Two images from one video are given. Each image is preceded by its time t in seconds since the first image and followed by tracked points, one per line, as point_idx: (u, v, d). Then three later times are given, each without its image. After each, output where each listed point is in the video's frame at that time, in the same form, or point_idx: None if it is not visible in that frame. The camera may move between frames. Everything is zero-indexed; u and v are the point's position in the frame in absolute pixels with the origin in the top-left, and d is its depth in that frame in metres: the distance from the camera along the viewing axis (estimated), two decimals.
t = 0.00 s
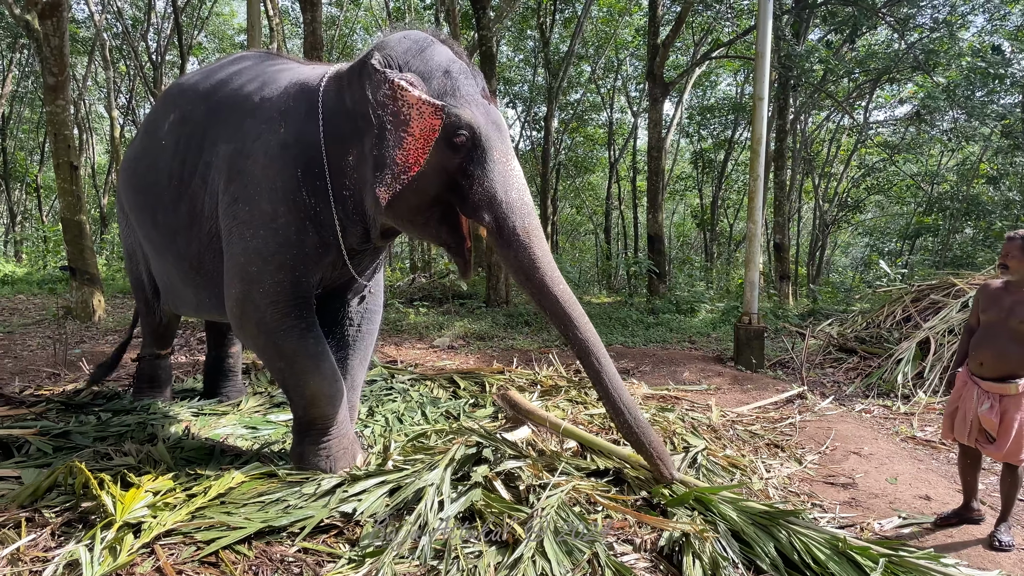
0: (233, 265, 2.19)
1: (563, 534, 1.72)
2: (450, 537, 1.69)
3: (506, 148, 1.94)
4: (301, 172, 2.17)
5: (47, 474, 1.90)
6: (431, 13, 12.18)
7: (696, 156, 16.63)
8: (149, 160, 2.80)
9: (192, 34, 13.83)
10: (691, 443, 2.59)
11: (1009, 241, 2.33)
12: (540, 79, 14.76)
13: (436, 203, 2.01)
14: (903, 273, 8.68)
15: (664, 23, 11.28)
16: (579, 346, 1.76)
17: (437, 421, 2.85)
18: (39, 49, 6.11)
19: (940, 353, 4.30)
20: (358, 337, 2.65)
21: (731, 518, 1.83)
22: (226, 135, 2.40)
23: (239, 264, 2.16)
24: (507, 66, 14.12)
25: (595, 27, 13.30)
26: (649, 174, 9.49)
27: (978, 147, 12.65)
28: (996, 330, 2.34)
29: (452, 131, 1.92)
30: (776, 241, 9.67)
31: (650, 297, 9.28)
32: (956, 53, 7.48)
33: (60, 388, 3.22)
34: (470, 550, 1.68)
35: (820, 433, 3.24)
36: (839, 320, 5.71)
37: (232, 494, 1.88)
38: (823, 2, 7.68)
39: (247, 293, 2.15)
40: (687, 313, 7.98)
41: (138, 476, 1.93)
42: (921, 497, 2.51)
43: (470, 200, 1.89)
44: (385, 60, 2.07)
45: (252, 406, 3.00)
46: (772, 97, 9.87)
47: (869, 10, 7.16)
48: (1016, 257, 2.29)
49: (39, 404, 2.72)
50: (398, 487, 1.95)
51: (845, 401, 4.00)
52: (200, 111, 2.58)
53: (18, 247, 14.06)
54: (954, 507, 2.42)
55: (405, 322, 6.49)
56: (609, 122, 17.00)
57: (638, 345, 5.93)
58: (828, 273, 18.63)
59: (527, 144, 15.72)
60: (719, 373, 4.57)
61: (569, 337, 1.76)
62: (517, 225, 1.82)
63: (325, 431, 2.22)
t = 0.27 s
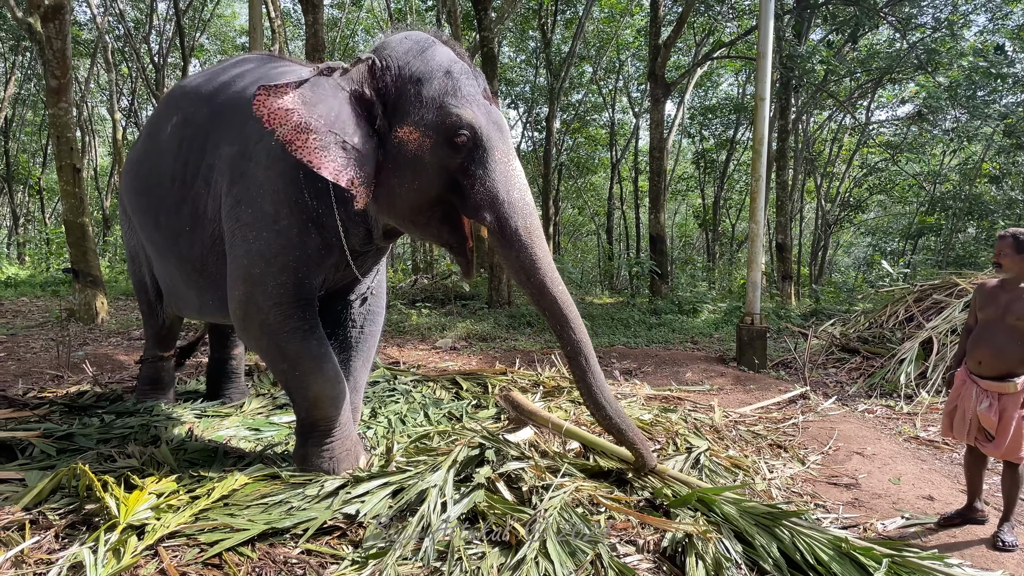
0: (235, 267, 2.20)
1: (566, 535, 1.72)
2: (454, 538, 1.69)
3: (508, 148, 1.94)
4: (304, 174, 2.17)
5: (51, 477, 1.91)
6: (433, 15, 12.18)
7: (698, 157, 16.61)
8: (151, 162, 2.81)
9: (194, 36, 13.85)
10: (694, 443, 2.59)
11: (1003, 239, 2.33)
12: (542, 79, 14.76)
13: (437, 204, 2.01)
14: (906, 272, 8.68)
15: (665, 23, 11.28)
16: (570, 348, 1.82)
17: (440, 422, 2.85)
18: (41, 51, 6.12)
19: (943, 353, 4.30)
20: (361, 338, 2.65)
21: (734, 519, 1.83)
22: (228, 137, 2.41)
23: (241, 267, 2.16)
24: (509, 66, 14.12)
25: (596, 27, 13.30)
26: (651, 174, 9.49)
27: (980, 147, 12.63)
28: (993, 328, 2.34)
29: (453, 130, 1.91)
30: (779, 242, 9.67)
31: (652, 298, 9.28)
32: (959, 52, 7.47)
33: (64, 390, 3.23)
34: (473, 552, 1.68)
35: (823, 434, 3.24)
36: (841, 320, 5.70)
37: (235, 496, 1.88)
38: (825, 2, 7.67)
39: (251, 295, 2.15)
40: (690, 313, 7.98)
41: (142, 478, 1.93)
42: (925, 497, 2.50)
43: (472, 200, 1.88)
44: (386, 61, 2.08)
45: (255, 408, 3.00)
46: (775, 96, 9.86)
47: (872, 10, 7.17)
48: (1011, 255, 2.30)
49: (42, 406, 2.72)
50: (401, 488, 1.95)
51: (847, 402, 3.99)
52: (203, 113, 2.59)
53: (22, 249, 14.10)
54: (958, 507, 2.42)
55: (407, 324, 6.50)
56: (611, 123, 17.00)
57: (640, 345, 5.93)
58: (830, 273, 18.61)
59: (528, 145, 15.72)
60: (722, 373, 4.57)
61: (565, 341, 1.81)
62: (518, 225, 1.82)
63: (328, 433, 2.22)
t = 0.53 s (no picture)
0: (237, 269, 2.20)
1: (568, 535, 1.72)
2: (456, 538, 1.69)
3: (509, 149, 1.94)
4: (305, 175, 2.17)
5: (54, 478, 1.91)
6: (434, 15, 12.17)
7: (700, 156, 16.60)
8: (154, 164, 2.81)
9: (196, 37, 13.86)
10: (696, 444, 2.59)
11: (998, 238, 2.34)
12: (543, 80, 14.76)
13: (438, 205, 2.01)
14: (909, 272, 8.65)
15: (667, 23, 11.26)
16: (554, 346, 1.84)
17: (442, 422, 2.86)
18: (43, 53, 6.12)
19: (946, 352, 4.30)
20: (363, 339, 2.64)
21: (737, 518, 1.83)
22: (230, 139, 2.41)
23: (243, 268, 2.17)
24: (510, 67, 14.12)
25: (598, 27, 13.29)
26: (653, 174, 9.48)
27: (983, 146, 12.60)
28: (993, 326, 2.34)
29: (454, 131, 1.92)
30: (781, 241, 9.66)
31: (655, 298, 9.27)
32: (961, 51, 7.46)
33: (67, 392, 3.23)
34: (476, 552, 1.68)
35: (826, 433, 3.23)
36: (844, 319, 5.70)
37: (238, 497, 1.88)
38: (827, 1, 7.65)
39: (253, 296, 2.15)
40: (692, 313, 7.96)
41: (145, 480, 1.93)
42: (929, 497, 2.50)
43: (472, 200, 1.89)
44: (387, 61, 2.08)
45: (257, 409, 3.00)
46: (777, 96, 9.86)
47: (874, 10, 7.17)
48: (1007, 254, 2.30)
49: (45, 408, 2.73)
50: (403, 488, 1.96)
51: (850, 401, 3.99)
52: (205, 115, 2.59)
53: (24, 251, 14.12)
54: (962, 506, 2.41)
55: (410, 324, 6.50)
56: (612, 123, 16.99)
57: (643, 345, 5.92)
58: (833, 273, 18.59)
59: (529, 145, 15.72)
60: (724, 373, 4.56)
61: (555, 340, 1.82)
62: (519, 226, 1.82)
63: (330, 434, 2.22)
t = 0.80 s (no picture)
0: (239, 269, 2.20)
1: (571, 535, 1.72)
2: (459, 539, 1.69)
3: (510, 149, 1.95)
4: (306, 176, 2.17)
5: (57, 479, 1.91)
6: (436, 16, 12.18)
7: (702, 156, 16.59)
8: (155, 166, 2.81)
9: (197, 39, 13.87)
10: (699, 443, 2.59)
11: (996, 237, 2.33)
12: (545, 80, 14.76)
13: (439, 204, 2.01)
14: (912, 271, 8.64)
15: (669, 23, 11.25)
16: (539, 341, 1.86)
17: (445, 423, 2.86)
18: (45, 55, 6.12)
19: (949, 351, 4.29)
20: (365, 340, 2.65)
21: (740, 518, 1.83)
22: (232, 139, 2.41)
23: (245, 269, 2.17)
24: (512, 67, 14.12)
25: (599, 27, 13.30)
26: (655, 174, 9.48)
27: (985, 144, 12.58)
28: (995, 325, 2.33)
29: (456, 130, 1.92)
30: (783, 241, 9.66)
31: (657, 298, 9.27)
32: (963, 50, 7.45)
33: (71, 393, 3.24)
34: (478, 552, 1.68)
35: (829, 433, 3.23)
36: (847, 318, 5.69)
37: (241, 497, 1.88)
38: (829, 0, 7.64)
39: (254, 297, 2.15)
40: (694, 313, 7.96)
41: (147, 481, 1.93)
42: (932, 496, 2.50)
43: (473, 200, 1.89)
44: (388, 60, 2.08)
45: (260, 409, 3.01)
46: (778, 95, 9.85)
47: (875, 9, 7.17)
48: (1005, 253, 2.30)
49: (48, 409, 2.73)
50: (405, 488, 1.96)
51: (853, 401, 3.99)
52: (206, 116, 2.59)
53: (27, 253, 14.16)
54: (965, 506, 2.41)
55: (412, 325, 6.51)
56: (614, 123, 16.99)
57: (645, 345, 5.92)
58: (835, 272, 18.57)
59: (531, 145, 15.71)
60: (727, 373, 4.56)
61: (542, 338, 1.85)
62: (520, 225, 1.82)
63: (333, 434, 2.22)
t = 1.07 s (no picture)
0: (240, 269, 2.20)
1: (574, 535, 1.71)
2: (462, 538, 1.69)
3: (511, 151, 1.95)
4: (307, 175, 2.18)
5: (60, 479, 1.91)
6: (437, 16, 12.17)
7: (704, 155, 16.57)
8: (156, 166, 2.82)
9: (199, 39, 13.87)
10: (701, 442, 2.59)
11: (997, 236, 2.33)
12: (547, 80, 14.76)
13: (439, 205, 2.02)
14: (916, 271, 8.61)
15: (671, 23, 11.25)
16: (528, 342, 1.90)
17: (447, 422, 2.86)
18: (46, 56, 6.12)
19: (952, 350, 4.29)
20: (367, 340, 2.65)
21: (743, 517, 1.82)
22: (233, 140, 2.41)
23: (247, 269, 2.17)
24: (514, 67, 14.11)
25: (601, 28, 13.31)
26: (658, 174, 9.48)
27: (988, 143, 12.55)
28: (998, 323, 2.33)
29: (456, 131, 1.92)
30: (786, 240, 9.65)
31: (659, 297, 9.27)
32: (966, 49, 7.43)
33: (73, 394, 3.24)
34: (481, 552, 1.68)
35: (832, 432, 3.23)
36: (850, 318, 5.69)
37: (243, 497, 1.88)
38: None
39: (256, 297, 2.16)
40: (697, 313, 7.95)
41: (150, 481, 1.94)
42: (935, 495, 2.49)
43: (472, 201, 1.89)
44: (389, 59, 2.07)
45: (262, 410, 3.01)
46: (781, 95, 9.83)
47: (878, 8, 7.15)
48: (1006, 251, 2.31)
49: (51, 410, 2.73)
50: (408, 488, 1.96)
51: (856, 400, 3.98)
52: (207, 116, 2.60)
53: (30, 254, 14.17)
54: (969, 505, 2.40)
55: (414, 325, 6.51)
56: (615, 122, 16.98)
57: (648, 345, 5.91)
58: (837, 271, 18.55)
59: (533, 145, 15.72)
60: (729, 372, 4.55)
61: (530, 338, 1.89)
62: (518, 228, 1.83)
63: (334, 434, 2.22)
